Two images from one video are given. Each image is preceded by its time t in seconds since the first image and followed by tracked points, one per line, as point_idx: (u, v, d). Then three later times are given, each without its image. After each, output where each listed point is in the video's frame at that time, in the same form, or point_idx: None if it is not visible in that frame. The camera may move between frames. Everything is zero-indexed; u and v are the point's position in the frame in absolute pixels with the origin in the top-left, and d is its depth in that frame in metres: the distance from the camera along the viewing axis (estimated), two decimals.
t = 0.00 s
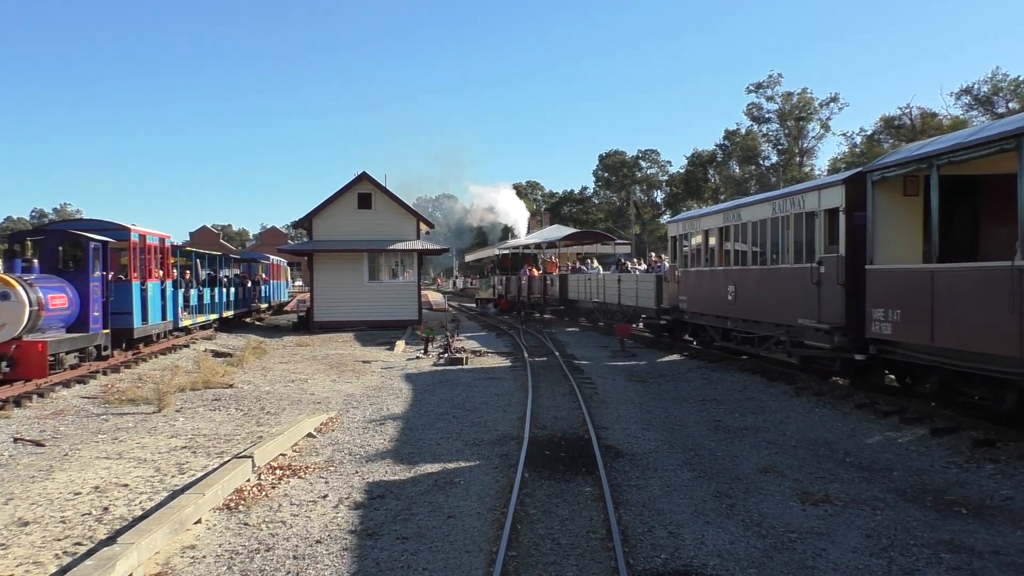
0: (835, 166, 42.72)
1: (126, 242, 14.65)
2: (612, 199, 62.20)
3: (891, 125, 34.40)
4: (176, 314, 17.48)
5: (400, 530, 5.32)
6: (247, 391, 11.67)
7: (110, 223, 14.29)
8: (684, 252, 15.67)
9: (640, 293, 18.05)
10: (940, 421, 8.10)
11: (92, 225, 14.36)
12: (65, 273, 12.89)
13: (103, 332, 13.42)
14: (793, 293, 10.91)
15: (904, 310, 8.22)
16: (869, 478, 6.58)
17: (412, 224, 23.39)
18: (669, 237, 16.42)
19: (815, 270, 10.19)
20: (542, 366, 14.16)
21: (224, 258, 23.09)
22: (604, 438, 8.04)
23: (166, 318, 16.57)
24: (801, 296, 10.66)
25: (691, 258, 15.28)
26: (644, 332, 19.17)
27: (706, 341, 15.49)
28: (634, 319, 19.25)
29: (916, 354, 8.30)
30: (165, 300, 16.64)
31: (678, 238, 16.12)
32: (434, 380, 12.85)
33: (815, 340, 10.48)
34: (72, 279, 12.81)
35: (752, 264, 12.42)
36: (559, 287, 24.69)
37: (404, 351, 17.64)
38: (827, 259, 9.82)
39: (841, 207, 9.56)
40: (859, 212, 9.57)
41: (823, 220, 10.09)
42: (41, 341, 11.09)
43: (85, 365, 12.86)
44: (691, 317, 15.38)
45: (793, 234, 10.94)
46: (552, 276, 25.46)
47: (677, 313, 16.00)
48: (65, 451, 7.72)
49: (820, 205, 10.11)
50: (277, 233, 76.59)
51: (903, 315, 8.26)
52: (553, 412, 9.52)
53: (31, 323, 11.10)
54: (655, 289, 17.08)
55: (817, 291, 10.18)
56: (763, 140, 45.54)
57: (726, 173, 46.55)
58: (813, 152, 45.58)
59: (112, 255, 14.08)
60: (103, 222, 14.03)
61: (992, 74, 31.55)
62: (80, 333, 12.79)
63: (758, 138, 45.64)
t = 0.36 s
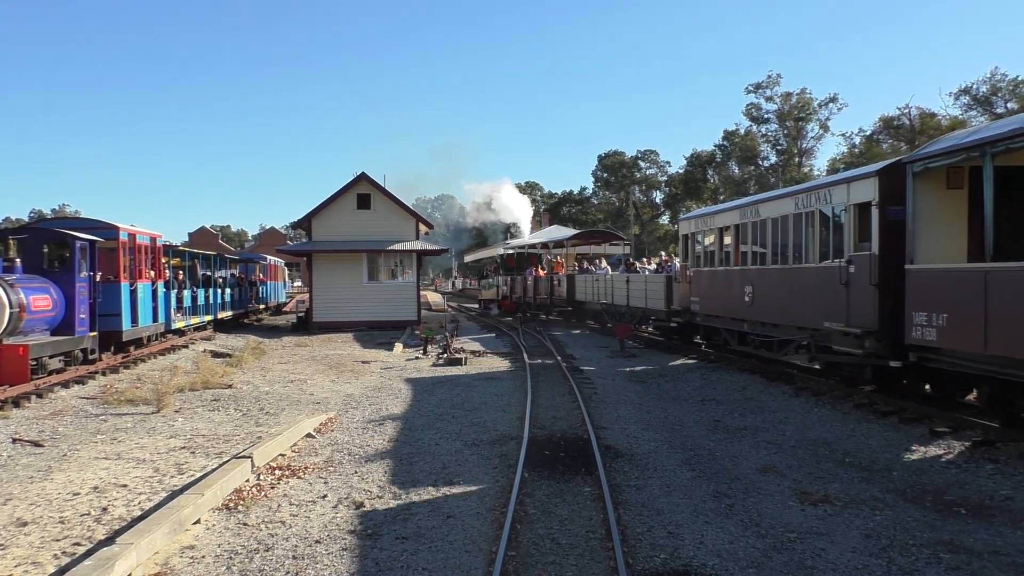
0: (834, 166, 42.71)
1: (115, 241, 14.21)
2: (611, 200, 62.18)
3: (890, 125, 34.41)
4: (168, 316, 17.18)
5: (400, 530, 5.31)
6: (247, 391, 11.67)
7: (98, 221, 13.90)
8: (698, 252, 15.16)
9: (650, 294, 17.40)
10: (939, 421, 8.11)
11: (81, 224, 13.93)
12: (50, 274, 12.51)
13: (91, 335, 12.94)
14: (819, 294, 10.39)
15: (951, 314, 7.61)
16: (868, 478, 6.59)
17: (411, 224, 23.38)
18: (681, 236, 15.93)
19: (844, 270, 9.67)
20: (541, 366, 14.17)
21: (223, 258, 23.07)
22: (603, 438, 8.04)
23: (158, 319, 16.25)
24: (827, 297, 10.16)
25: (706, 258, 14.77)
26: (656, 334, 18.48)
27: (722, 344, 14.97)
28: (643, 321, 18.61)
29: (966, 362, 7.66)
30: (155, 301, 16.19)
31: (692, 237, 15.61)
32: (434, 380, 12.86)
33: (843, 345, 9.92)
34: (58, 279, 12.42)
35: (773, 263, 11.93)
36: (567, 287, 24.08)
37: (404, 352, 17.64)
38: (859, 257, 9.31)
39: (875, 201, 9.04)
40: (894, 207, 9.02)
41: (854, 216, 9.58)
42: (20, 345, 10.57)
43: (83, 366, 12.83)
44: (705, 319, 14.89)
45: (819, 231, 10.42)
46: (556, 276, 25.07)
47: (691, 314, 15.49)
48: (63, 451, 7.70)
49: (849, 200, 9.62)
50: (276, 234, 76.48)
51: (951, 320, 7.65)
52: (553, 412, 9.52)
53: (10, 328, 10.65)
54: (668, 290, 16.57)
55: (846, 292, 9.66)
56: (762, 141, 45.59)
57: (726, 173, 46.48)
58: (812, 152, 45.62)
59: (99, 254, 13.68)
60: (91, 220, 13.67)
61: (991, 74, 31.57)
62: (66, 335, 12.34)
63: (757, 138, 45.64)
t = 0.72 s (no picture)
0: (835, 166, 42.70)
1: (105, 240, 13.68)
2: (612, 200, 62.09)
3: (891, 126, 34.36)
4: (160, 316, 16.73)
5: (401, 530, 5.31)
6: (247, 391, 11.66)
7: (88, 219, 13.38)
8: (714, 251, 14.38)
9: (661, 295, 16.69)
10: (940, 421, 8.10)
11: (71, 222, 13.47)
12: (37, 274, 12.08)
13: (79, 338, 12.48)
14: (851, 296, 9.60)
15: (1012, 318, 6.74)
16: (869, 478, 6.59)
17: (412, 224, 23.38)
18: (694, 235, 15.18)
19: (882, 270, 8.87)
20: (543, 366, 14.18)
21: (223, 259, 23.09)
22: (604, 439, 8.04)
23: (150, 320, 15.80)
24: (861, 299, 9.36)
25: (722, 258, 13.98)
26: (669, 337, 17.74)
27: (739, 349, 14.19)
28: (655, 323, 17.91)
29: None
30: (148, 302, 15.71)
31: (707, 235, 14.81)
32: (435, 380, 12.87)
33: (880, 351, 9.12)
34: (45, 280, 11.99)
35: (797, 262, 11.13)
36: (575, 288, 23.38)
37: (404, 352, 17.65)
38: (899, 256, 8.49)
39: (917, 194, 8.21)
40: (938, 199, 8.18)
41: (891, 210, 8.77)
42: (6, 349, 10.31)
43: (83, 366, 12.82)
44: (721, 322, 14.10)
45: (849, 227, 9.66)
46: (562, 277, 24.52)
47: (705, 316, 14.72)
48: (64, 451, 7.71)
49: (886, 193, 8.80)
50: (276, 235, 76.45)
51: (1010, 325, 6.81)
52: (554, 412, 9.54)
53: None
54: (680, 291, 15.80)
55: (884, 294, 8.86)
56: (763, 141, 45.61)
57: (726, 174, 46.44)
58: (813, 152, 45.63)
59: (88, 254, 13.23)
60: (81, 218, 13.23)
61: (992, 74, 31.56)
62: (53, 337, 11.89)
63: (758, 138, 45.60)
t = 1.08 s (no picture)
0: (836, 167, 42.72)
1: (96, 240, 13.03)
2: (614, 201, 61.85)
3: (893, 127, 34.30)
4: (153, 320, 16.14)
5: (403, 532, 5.31)
6: (248, 393, 11.65)
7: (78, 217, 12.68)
8: (732, 251, 13.73)
9: (675, 297, 16.05)
10: (940, 422, 8.10)
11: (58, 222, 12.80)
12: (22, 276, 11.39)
13: (66, 343, 11.83)
14: (889, 298, 8.93)
15: None
16: (870, 479, 6.59)
17: (415, 225, 23.37)
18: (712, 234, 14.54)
19: (926, 270, 8.20)
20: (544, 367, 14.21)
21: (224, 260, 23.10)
22: (605, 440, 8.05)
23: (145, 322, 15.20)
24: (901, 302, 8.70)
25: (743, 258, 13.31)
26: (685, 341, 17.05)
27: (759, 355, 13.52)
28: (668, 326, 17.26)
29: None
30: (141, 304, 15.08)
31: (724, 234, 14.15)
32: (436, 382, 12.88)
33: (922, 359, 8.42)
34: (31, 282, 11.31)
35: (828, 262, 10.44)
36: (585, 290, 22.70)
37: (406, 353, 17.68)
38: (949, 254, 7.82)
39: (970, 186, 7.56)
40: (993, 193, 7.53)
41: (940, 204, 8.10)
42: None
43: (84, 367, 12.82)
44: (740, 326, 13.41)
45: (888, 224, 8.99)
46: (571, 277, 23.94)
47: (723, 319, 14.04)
48: (66, 453, 7.71)
49: (934, 185, 8.13)
50: (277, 237, 76.33)
51: None
52: (555, 413, 9.55)
53: None
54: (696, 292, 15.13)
55: (930, 296, 8.17)
56: (764, 142, 45.63)
57: (727, 175, 46.45)
58: (814, 154, 45.65)
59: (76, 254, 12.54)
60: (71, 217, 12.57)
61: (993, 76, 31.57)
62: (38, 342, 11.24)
63: (759, 140, 45.54)
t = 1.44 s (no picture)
0: (835, 168, 42.75)
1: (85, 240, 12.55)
2: (614, 202, 62.00)
3: (892, 128, 34.26)
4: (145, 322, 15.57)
5: (403, 533, 5.31)
6: (249, 394, 11.65)
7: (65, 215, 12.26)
8: (748, 251, 13.07)
9: (686, 299, 15.38)
10: (941, 424, 8.10)
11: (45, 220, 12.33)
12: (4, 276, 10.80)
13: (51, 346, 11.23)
14: (931, 301, 8.24)
15: None
16: (870, 480, 6.59)
17: (415, 226, 23.38)
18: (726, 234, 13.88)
19: (978, 270, 7.50)
20: (544, 368, 14.25)
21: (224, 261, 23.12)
22: (606, 441, 8.06)
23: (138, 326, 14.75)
24: (945, 306, 8.01)
25: (761, 259, 12.64)
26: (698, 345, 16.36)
27: (779, 361, 12.85)
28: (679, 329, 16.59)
29: None
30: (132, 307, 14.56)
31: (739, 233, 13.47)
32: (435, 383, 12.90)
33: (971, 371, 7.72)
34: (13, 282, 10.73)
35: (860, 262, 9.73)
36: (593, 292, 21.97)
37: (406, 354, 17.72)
38: (1006, 254, 7.11)
39: None
40: None
41: (994, 199, 7.40)
42: None
43: (84, 369, 12.83)
44: (758, 331, 12.73)
45: (931, 221, 8.29)
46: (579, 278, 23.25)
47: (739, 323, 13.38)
48: (66, 454, 7.72)
49: (986, 177, 7.45)
50: (277, 237, 76.38)
51: None
52: (555, 414, 9.56)
53: None
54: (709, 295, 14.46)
55: (981, 301, 7.47)
56: (764, 143, 45.66)
57: (727, 176, 46.43)
58: (814, 155, 45.69)
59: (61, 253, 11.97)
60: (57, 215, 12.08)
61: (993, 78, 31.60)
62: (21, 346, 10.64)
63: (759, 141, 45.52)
